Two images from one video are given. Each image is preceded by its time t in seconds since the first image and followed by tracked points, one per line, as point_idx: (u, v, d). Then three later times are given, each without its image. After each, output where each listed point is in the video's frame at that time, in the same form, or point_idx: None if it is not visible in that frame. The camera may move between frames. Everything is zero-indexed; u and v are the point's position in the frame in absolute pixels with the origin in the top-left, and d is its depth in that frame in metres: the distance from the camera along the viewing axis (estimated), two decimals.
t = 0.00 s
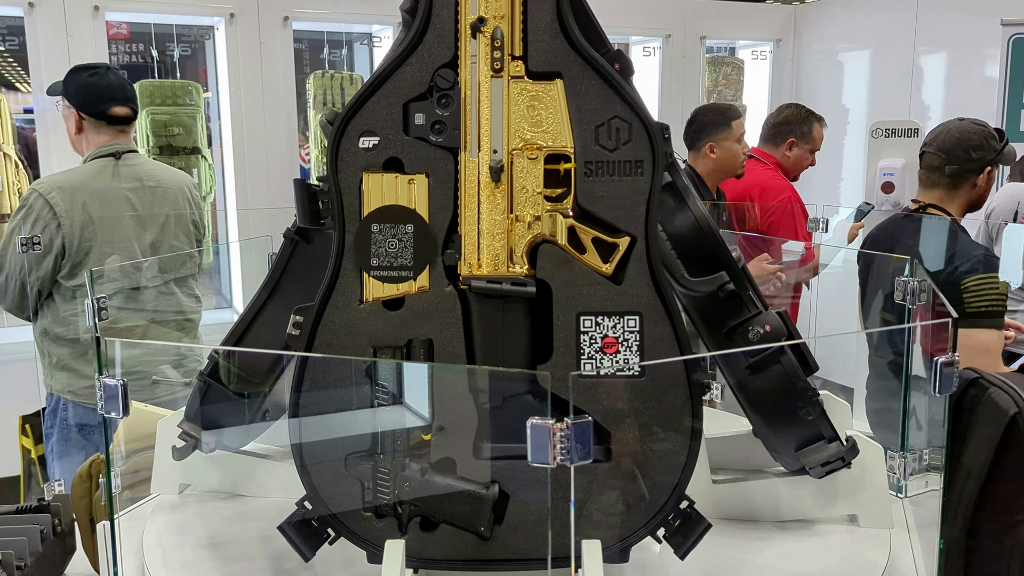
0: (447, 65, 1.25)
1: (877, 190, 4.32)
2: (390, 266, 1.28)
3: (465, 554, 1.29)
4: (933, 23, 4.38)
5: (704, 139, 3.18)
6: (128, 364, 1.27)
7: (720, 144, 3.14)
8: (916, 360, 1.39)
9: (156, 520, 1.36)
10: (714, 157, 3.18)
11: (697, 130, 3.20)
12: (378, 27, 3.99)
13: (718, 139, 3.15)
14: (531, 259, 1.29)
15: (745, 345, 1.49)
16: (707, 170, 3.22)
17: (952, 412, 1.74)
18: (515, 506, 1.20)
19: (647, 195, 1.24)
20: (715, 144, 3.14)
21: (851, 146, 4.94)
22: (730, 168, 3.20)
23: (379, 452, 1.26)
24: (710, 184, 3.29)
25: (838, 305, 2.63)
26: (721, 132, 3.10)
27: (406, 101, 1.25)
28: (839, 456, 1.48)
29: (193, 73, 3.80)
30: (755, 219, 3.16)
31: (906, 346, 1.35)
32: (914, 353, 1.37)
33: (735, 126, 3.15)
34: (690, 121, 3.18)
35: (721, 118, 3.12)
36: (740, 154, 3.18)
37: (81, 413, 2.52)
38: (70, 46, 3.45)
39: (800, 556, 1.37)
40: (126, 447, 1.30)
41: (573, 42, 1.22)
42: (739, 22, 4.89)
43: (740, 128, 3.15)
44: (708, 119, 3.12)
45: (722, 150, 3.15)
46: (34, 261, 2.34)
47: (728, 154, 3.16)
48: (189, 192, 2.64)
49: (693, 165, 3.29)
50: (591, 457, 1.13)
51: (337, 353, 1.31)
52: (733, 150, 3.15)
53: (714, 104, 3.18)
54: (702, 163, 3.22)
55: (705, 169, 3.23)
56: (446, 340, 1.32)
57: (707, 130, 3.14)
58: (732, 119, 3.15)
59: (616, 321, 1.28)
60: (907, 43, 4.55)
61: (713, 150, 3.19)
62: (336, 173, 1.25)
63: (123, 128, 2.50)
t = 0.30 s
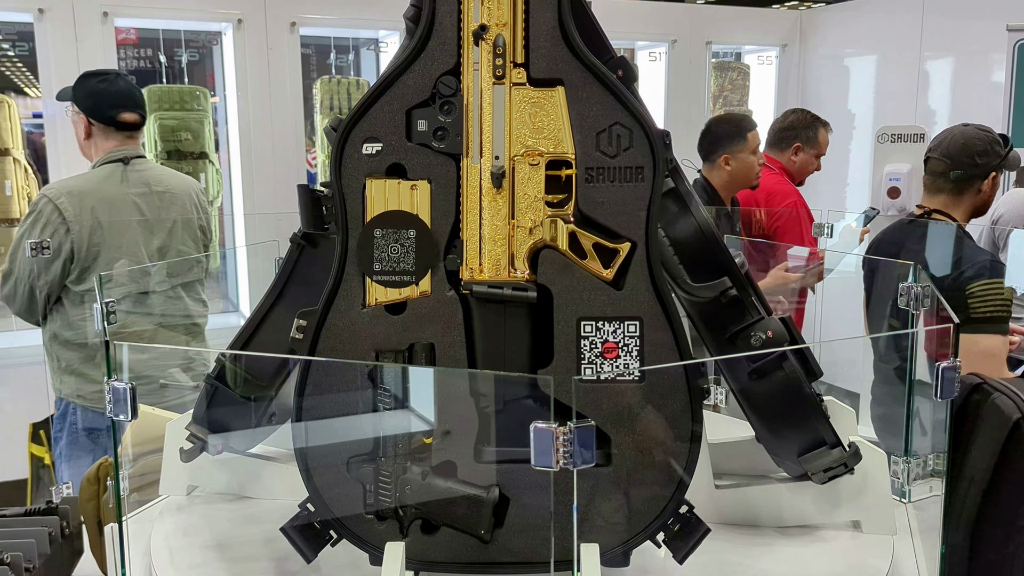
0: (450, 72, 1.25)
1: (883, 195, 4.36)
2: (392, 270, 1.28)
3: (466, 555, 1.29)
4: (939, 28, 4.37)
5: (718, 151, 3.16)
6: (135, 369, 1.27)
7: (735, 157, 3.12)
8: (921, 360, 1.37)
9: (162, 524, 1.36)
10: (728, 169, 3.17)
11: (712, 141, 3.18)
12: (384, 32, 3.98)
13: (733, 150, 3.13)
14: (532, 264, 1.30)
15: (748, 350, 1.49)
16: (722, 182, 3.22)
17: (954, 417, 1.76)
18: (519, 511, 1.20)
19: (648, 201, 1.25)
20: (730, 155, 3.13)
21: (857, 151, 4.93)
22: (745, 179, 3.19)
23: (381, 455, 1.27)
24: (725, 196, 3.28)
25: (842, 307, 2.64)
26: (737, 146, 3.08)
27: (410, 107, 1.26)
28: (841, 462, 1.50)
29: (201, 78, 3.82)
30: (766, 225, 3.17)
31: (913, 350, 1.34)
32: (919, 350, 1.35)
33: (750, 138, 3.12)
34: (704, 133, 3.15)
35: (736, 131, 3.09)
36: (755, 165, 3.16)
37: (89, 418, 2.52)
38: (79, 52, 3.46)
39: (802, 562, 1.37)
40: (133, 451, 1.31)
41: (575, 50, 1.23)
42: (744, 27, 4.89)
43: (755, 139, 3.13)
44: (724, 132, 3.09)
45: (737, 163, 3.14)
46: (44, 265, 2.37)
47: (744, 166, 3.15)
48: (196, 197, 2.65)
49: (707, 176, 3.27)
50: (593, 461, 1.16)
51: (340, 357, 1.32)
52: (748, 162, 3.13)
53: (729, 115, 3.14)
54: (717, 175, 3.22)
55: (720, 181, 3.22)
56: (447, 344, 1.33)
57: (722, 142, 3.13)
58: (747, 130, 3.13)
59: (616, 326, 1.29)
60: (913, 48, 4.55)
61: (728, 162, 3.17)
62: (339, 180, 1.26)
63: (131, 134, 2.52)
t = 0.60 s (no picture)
0: (453, 80, 1.27)
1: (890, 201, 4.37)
2: (395, 276, 1.30)
3: (466, 559, 1.30)
4: (947, 34, 4.37)
5: (747, 160, 3.05)
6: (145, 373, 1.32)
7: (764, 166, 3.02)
8: (928, 365, 1.40)
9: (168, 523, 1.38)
10: (757, 178, 3.07)
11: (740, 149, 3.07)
12: (393, 38, 4.01)
13: (761, 159, 3.02)
14: (533, 270, 1.31)
15: (750, 357, 1.50)
16: (749, 192, 3.12)
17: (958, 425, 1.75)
18: (522, 515, 1.21)
19: (649, 209, 1.26)
20: (759, 164, 3.04)
21: (864, 156, 4.93)
22: (773, 188, 3.10)
23: (382, 458, 1.27)
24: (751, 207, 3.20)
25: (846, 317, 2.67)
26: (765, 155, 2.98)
27: (413, 115, 1.27)
28: (843, 469, 1.49)
29: (210, 84, 3.87)
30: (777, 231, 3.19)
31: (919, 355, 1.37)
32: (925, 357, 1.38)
33: (778, 147, 3.02)
34: (732, 142, 3.03)
35: (766, 139, 2.97)
36: (784, 173, 3.06)
37: (98, 421, 2.56)
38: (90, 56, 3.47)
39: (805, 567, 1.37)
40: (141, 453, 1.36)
41: (577, 59, 1.24)
42: (751, 32, 4.89)
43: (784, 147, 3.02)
44: (752, 141, 2.98)
45: (766, 172, 3.04)
46: (54, 269, 2.40)
47: (773, 174, 3.05)
48: (204, 202, 2.67)
49: (733, 185, 3.18)
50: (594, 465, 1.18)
51: (343, 362, 1.33)
52: (777, 171, 3.03)
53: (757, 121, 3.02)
54: (745, 185, 3.11)
55: (747, 191, 3.12)
56: (448, 349, 1.34)
57: (751, 151, 3.01)
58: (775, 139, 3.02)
59: (617, 332, 1.30)
60: (922, 53, 4.53)
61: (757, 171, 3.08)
62: (343, 187, 1.28)
63: (141, 140, 2.54)
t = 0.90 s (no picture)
0: (455, 90, 1.28)
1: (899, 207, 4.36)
2: (397, 281, 1.31)
3: (466, 563, 1.31)
4: (956, 38, 4.34)
5: (780, 160, 3.23)
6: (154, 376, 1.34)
7: (796, 164, 3.21)
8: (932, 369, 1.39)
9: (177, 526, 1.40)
10: (789, 177, 3.26)
11: (770, 152, 3.26)
12: (401, 44, 4.05)
13: (793, 158, 3.22)
14: (533, 277, 1.32)
15: (750, 363, 1.50)
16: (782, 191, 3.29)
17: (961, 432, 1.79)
18: (522, 520, 1.22)
19: (647, 216, 1.26)
20: (791, 163, 3.22)
21: (873, 161, 4.91)
22: (803, 187, 3.29)
23: (383, 462, 1.29)
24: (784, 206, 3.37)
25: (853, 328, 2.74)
26: (798, 153, 3.18)
27: (415, 123, 1.29)
28: (845, 476, 1.49)
29: (220, 89, 3.90)
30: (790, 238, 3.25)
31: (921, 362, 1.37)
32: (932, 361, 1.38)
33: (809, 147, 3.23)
34: (764, 143, 3.24)
35: (798, 139, 3.19)
36: (813, 172, 3.26)
37: (107, 424, 2.59)
38: (101, 62, 3.51)
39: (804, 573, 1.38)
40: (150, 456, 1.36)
41: (577, 68, 1.25)
42: (759, 38, 4.90)
43: (813, 148, 3.23)
44: (786, 140, 3.19)
45: (798, 170, 3.23)
46: (65, 274, 2.42)
47: (804, 173, 3.25)
48: (213, 208, 2.70)
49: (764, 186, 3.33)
50: (592, 471, 1.18)
51: (346, 366, 1.35)
52: (809, 169, 3.23)
53: (784, 126, 3.24)
54: (777, 184, 3.28)
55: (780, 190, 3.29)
56: (449, 354, 1.35)
57: (783, 152, 3.21)
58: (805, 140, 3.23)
59: (615, 338, 1.30)
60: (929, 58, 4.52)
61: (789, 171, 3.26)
62: (347, 193, 1.30)
63: (151, 145, 2.57)
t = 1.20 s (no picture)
0: (456, 98, 1.30)
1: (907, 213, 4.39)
2: (397, 287, 1.33)
3: (464, 566, 1.32)
4: (964, 44, 4.31)
5: (809, 158, 3.20)
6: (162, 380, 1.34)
7: (826, 162, 3.19)
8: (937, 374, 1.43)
9: (182, 527, 1.43)
10: (819, 175, 3.23)
11: (799, 150, 3.23)
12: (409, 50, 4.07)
13: (823, 156, 3.20)
14: (532, 284, 1.33)
15: (751, 370, 1.50)
16: (811, 188, 3.26)
17: (963, 438, 1.83)
18: (521, 526, 1.23)
19: (646, 224, 1.27)
20: (822, 160, 3.19)
21: (881, 166, 4.90)
22: (830, 185, 3.27)
23: (383, 466, 1.30)
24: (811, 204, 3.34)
25: (862, 334, 2.74)
26: (829, 150, 3.16)
27: (417, 132, 1.30)
28: (846, 484, 1.47)
29: (229, 94, 3.95)
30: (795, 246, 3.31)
31: (925, 369, 1.40)
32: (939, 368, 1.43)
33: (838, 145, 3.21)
34: (793, 140, 3.21)
35: (828, 136, 3.17)
36: (841, 171, 3.25)
37: (115, 427, 2.59)
38: (112, 67, 3.54)
39: None
40: (158, 459, 1.38)
41: (577, 77, 1.26)
42: (767, 44, 4.92)
43: (841, 146, 3.21)
44: (816, 137, 3.17)
45: (828, 168, 3.21)
46: (75, 279, 2.46)
47: (833, 172, 3.23)
48: (222, 214, 2.72)
49: (791, 184, 3.30)
50: (590, 475, 1.19)
51: (347, 370, 1.37)
52: (838, 168, 3.21)
53: (812, 125, 3.22)
54: (806, 182, 3.25)
55: (808, 188, 3.26)
56: (449, 360, 1.36)
57: (814, 150, 3.18)
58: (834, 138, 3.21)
59: (614, 345, 1.31)
60: (938, 64, 4.49)
61: (818, 168, 3.23)
62: (351, 201, 1.32)
63: (161, 151, 2.60)
